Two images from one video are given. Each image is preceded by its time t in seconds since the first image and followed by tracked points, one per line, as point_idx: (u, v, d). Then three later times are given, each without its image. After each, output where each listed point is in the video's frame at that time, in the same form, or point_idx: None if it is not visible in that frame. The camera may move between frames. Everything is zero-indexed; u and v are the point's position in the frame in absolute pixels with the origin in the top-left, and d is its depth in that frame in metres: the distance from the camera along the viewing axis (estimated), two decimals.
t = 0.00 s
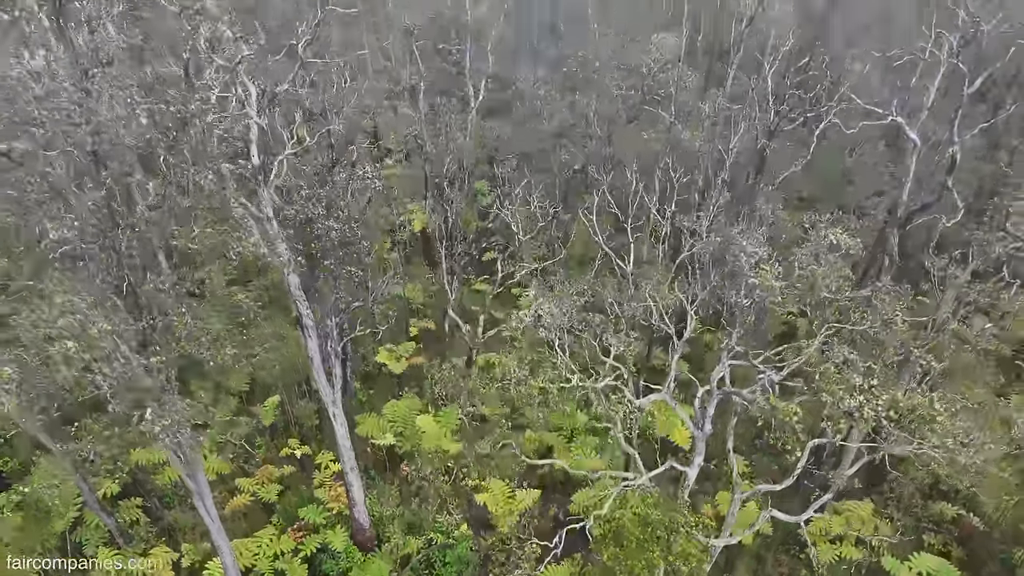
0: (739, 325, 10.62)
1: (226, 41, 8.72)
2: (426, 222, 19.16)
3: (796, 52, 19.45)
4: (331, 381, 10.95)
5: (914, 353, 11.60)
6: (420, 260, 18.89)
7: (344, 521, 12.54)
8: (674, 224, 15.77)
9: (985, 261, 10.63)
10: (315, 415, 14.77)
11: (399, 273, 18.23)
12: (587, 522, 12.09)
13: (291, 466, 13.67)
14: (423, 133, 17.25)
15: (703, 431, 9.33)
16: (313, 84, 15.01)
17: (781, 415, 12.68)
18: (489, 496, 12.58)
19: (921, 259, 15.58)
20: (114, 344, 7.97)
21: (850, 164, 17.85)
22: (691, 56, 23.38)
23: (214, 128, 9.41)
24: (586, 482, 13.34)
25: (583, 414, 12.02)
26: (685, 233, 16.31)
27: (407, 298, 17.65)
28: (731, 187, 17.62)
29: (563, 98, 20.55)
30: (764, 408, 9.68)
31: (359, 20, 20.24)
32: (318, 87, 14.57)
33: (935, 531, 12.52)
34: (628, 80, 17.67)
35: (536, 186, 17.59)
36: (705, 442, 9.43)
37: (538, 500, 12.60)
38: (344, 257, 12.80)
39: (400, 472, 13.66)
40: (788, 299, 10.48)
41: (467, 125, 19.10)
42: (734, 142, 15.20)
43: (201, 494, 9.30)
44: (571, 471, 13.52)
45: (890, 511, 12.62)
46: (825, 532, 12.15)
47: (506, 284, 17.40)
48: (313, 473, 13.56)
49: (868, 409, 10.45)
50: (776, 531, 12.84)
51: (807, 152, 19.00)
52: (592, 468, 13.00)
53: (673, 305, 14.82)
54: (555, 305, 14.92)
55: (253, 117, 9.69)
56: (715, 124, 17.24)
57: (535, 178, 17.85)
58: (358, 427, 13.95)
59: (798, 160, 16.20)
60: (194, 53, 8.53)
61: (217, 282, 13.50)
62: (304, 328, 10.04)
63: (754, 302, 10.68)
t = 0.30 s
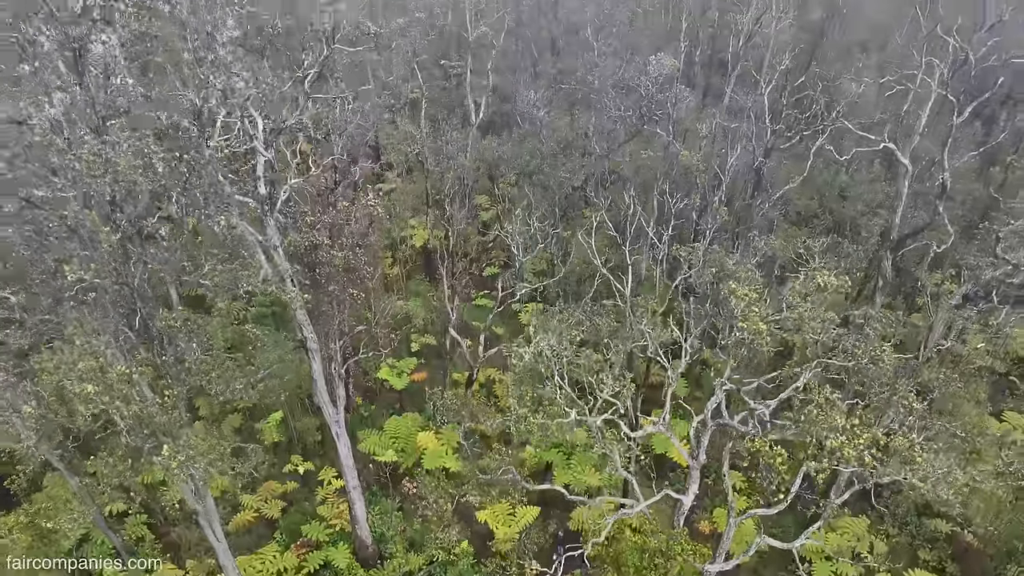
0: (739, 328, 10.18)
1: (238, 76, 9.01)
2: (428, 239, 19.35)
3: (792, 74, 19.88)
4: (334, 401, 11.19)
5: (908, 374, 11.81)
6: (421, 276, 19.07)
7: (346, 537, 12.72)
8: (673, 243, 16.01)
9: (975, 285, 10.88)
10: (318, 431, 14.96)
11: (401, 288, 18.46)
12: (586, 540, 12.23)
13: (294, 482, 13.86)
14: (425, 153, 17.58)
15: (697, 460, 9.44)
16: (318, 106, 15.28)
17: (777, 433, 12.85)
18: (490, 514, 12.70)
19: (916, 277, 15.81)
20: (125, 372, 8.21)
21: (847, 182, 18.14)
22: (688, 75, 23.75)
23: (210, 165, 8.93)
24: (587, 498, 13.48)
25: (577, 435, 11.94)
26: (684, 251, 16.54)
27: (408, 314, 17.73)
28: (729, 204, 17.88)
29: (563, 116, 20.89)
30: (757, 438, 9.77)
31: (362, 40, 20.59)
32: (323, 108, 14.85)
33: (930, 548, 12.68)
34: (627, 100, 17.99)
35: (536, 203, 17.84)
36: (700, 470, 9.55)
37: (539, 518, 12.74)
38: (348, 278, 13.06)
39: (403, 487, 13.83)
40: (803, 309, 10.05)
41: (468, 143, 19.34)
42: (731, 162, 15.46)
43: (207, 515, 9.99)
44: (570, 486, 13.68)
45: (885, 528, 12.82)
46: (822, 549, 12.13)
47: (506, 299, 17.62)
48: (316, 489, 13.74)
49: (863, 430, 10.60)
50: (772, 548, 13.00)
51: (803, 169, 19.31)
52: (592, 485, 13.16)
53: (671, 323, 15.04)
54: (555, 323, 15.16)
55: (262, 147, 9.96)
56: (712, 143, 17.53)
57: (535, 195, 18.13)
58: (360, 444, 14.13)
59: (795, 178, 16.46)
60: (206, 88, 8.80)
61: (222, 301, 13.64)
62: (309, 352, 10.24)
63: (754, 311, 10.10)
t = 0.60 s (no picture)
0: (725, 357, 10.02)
1: (246, 120, 9.35)
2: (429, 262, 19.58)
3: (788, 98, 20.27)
4: (335, 429, 11.36)
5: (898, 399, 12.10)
6: (423, 299, 19.29)
7: (348, 562, 12.82)
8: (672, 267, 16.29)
9: (966, 315, 11.13)
10: (320, 455, 15.07)
11: (403, 310, 18.70)
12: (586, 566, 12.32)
13: (296, 506, 13.96)
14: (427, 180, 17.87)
15: (693, 495, 9.52)
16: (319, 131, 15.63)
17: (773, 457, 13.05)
18: (490, 540, 12.80)
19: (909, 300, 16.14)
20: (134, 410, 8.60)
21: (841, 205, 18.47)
22: (684, 97, 24.17)
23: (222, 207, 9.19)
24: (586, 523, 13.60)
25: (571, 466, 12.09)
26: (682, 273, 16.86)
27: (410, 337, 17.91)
28: (725, 226, 18.22)
29: (561, 141, 21.32)
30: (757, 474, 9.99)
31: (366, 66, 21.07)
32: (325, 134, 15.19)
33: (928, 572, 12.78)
34: (625, 126, 18.40)
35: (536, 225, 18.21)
36: (695, 505, 9.61)
37: (539, 544, 12.84)
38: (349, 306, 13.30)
39: (404, 511, 13.93)
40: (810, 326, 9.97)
41: (469, 168, 19.65)
42: (726, 189, 15.84)
43: (211, 544, 10.08)
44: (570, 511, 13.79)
45: (884, 553, 12.92)
46: (820, 574, 12.32)
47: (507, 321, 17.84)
48: (318, 514, 13.84)
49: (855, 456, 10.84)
50: (772, 570, 13.13)
51: (800, 192, 19.63)
52: (591, 509, 13.26)
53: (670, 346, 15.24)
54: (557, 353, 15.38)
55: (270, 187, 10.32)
56: (709, 168, 17.83)
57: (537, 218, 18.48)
58: (361, 469, 14.25)
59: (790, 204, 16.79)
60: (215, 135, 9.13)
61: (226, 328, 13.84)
62: (313, 382, 10.43)
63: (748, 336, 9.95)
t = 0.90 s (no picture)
0: (721, 408, 10.22)
1: (254, 172, 9.62)
2: (429, 293, 19.72)
3: (783, 132, 20.64)
4: (337, 467, 11.45)
5: (895, 436, 12.27)
6: (423, 330, 19.38)
7: None
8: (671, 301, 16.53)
9: (960, 354, 11.38)
10: (320, 488, 15.07)
11: (403, 341, 18.81)
12: None
13: (296, 541, 13.94)
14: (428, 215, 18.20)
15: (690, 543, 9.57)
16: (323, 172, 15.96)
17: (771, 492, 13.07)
18: None
19: (906, 333, 16.36)
20: (139, 463, 8.79)
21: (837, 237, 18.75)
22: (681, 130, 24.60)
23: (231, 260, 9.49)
24: (587, 558, 13.59)
25: (569, 511, 12.11)
26: (681, 306, 17.09)
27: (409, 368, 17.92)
28: (723, 259, 18.50)
29: (559, 173, 21.71)
30: (758, 528, 10.09)
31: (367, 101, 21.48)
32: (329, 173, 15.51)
33: None
34: (623, 162, 18.76)
35: (536, 258, 18.45)
36: (693, 553, 9.67)
37: None
38: (353, 344, 13.55)
39: (404, 546, 13.93)
40: (805, 375, 10.16)
41: (470, 202, 19.96)
42: (723, 226, 16.16)
43: None
44: (570, 547, 13.81)
45: None
46: None
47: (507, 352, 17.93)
48: (318, 548, 13.83)
49: (854, 496, 10.96)
50: None
51: (796, 224, 19.91)
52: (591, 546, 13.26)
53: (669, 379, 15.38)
54: (556, 388, 15.52)
55: (278, 233, 10.61)
56: (706, 203, 18.15)
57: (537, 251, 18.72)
58: (361, 503, 14.21)
59: (787, 238, 17.04)
60: (226, 190, 9.49)
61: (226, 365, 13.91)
62: (316, 419, 10.58)
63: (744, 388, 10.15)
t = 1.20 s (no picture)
0: (716, 460, 10.42)
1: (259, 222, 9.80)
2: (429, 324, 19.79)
3: (779, 166, 21.00)
4: (337, 506, 11.40)
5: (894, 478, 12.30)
6: (423, 361, 19.43)
7: None
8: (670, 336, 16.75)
9: (954, 396, 11.63)
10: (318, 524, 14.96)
11: (403, 372, 18.85)
12: None
13: None
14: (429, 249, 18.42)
15: None
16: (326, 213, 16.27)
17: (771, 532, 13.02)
18: None
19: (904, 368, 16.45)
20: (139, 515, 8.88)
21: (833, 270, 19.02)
22: (678, 162, 25.00)
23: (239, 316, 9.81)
24: None
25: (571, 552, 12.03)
26: (680, 340, 17.30)
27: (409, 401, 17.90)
28: (721, 292, 18.75)
29: (559, 206, 22.08)
30: None
31: (370, 137, 21.90)
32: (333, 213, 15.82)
33: None
34: (621, 199, 19.11)
35: (536, 292, 18.69)
36: None
37: None
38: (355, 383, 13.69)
39: None
40: (798, 425, 10.37)
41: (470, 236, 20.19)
42: (721, 263, 16.35)
43: None
44: None
45: None
46: None
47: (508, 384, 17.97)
48: None
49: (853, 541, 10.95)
50: None
51: (793, 256, 20.16)
52: None
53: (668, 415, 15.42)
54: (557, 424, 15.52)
55: (285, 281, 10.90)
56: (703, 239, 18.46)
57: (536, 285, 18.94)
58: (360, 540, 14.10)
59: (784, 273, 17.27)
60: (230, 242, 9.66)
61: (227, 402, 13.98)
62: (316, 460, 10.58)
63: (738, 440, 10.36)
